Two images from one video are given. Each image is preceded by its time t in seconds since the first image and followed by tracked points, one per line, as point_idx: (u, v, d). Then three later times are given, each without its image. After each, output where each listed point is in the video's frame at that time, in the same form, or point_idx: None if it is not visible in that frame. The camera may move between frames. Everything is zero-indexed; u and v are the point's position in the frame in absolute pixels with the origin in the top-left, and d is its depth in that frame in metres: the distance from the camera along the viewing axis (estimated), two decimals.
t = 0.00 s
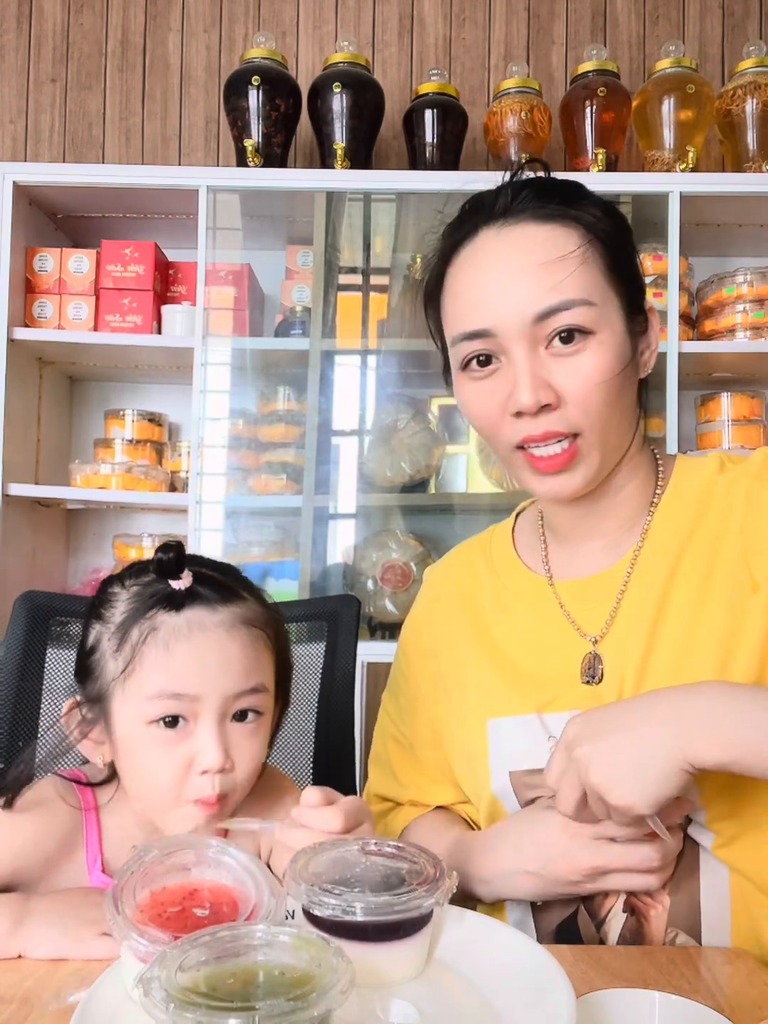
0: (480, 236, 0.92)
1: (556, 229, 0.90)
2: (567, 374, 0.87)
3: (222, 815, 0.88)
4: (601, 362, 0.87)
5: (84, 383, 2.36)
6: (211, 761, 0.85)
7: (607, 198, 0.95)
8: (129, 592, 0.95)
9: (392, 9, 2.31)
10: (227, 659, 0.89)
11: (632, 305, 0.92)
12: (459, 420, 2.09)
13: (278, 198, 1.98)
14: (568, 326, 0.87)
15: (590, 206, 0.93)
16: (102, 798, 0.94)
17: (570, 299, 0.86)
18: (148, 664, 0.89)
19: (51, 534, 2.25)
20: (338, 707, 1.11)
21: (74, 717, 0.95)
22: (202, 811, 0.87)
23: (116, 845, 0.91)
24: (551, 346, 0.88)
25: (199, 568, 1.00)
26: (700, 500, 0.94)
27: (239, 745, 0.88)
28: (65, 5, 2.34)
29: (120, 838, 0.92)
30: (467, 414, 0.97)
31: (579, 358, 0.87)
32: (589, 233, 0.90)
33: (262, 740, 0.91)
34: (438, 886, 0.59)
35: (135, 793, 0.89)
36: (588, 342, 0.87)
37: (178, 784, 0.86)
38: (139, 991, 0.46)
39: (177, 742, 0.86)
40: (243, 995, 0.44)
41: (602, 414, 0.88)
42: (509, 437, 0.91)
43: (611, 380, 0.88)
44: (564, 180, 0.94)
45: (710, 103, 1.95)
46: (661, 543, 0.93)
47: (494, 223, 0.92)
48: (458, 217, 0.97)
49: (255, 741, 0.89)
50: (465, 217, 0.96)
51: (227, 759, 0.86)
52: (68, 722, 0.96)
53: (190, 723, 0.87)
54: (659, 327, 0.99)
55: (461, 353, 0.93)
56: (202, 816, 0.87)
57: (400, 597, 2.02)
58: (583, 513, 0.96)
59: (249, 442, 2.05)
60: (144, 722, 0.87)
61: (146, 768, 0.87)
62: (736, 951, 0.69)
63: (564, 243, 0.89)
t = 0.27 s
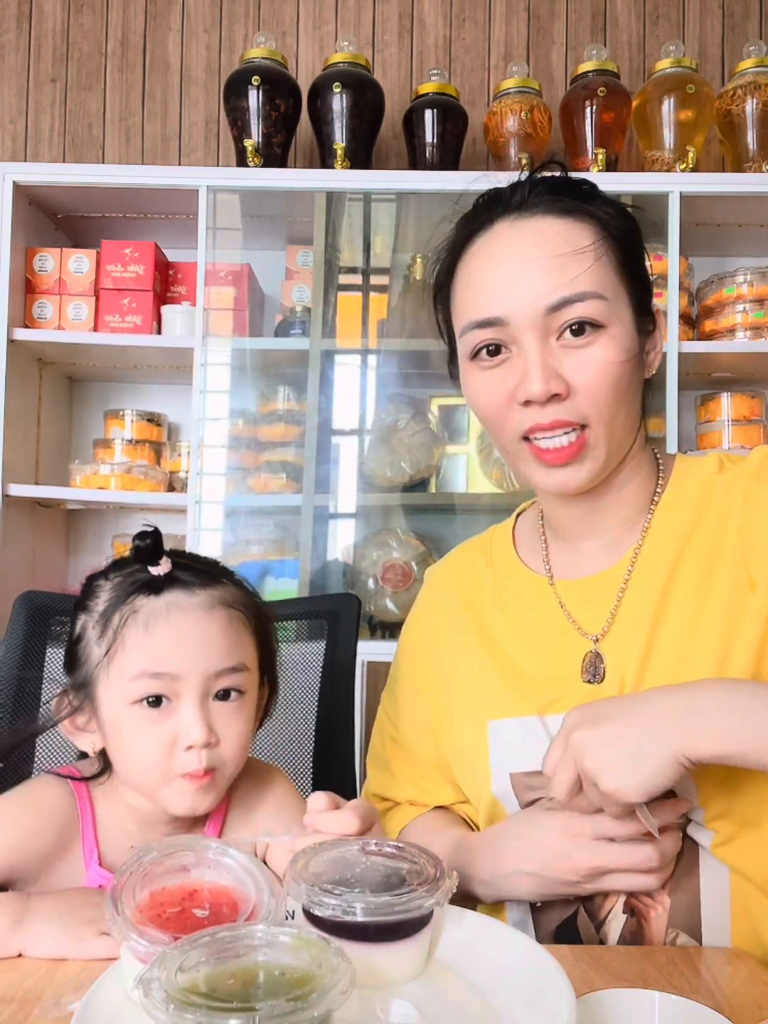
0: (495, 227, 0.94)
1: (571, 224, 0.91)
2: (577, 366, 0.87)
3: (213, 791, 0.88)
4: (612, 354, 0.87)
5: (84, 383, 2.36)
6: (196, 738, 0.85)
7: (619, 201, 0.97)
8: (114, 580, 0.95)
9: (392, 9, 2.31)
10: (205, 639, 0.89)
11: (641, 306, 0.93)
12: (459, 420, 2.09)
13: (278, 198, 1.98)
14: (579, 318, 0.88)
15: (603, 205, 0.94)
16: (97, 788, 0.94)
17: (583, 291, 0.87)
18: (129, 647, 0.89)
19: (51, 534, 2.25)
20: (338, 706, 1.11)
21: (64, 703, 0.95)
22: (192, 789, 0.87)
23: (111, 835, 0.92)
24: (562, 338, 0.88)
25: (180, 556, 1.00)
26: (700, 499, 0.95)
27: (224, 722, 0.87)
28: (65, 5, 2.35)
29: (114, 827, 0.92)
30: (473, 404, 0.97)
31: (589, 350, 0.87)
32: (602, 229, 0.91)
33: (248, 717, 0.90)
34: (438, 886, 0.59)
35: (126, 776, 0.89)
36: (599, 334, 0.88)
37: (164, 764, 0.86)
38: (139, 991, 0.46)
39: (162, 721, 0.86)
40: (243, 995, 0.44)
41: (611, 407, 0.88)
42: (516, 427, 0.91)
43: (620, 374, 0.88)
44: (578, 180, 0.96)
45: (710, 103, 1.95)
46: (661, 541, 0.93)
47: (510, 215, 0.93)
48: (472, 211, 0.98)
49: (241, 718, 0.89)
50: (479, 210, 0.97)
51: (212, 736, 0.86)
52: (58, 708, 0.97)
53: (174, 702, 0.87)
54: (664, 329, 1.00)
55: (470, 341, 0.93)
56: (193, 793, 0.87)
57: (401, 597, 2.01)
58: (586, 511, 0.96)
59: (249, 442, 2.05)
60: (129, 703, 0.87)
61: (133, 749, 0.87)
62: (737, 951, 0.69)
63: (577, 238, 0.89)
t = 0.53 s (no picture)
0: (500, 225, 0.94)
1: (577, 222, 0.91)
2: (581, 364, 0.87)
3: (205, 780, 0.87)
4: (616, 354, 0.87)
5: (84, 383, 2.36)
6: (188, 724, 0.85)
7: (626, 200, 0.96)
8: (101, 578, 0.96)
9: (392, 9, 2.31)
10: (194, 628, 0.89)
11: (644, 306, 0.93)
12: (459, 419, 2.09)
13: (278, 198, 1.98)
14: (583, 317, 0.88)
15: (608, 203, 0.94)
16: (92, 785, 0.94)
17: (588, 290, 0.87)
18: (118, 639, 0.89)
19: (51, 534, 2.24)
20: (338, 706, 1.11)
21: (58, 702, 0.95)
22: (185, 778, 0.86)
23: (109, 832, 0.92)
24: (566, 336, 0.88)
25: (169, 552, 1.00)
26: (701, 499, 0.95)
27: (215, 709, 0.87)
28: (65, 5, 2.35)
29: (112, 824, 0.92)
30: (476, 402, 0.97)
31: (593, 349, 0.87)
32: (608, 228, 0.91)
33: (240, 705, 0.90)
34: (438, 886, 0.59)
35: (120, 769, 0.88)
36: (603, 334, 0.88)
37: (154, 753, 0.86)
38: (139, 991, 0.46)
39: (153, 710, 0.86)
40: (243, 996, 0.44)
41: (614, 406, 0.88)
42: (518, 425, 0.91)
43: (624, 373, 0.88)
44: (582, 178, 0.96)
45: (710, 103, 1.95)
46: (662, 541, 0.93)
47: (516, 214, 0.93)
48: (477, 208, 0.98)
49: (232, 705, 0.89)
50: (483, 209, 0.97)
51: (203, 723, 0.86)
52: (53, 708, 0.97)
53: (165, 691, 0.87)
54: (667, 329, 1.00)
55: (474, 338, 0.93)
56: (186, 782, 0.86)
57: (401, 597, 2.01)
58: (588, 510, 0.96)
59: (249, 442, 2.05)
60: (120, 695, 0.87)
61: (127, 740, 0.86)
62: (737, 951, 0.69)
63: (582, 237, 0.90)
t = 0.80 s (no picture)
0: (500, 224, 0.94)
1: (578, 222, 0.91)
2: (582, 364, 0.87)
3: (198, 775, 0.87)
4: (617, 354, 0.87)
5: (84, 383, 2.36)
6: (181, 718, 0.85)
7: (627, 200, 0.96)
8: (97, 573, 0.96)
9: (392, 9, 2.31)
10: (188, 622, 0.89)
11: (645, 306, 0.93)
12: (458, 420, 2.09)
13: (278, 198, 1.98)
14: (585, 317, 0.88)
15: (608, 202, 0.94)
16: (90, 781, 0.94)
17: (590, 290, 0.87)
18: (113, 633, 0.89)
19: (50, 534, 2.24)
20: (339, 706, 1.11)
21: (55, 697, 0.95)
22: (178, 771, 0.86)
23: (108, 829, 0.92)
24: (567, 336, 0.88)
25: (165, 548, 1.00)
26: (703, 500, 0.95)
27: (209, 703, 0.87)
28: (65, 5, 2.35)
29: (111, 821, 0.92)
30: (477, 401, 0.97)
31: (594, 349, 0.87)
32: (609, 227, 0.91)
33: (234, 700, 0.90)
34: (438, 886, 0.59)
35: (115, 764, 0.89)
36: (604, 333, 0.87)
37: (148, 745, 0.86)
38: (139, 991, 0.46)
39: (147, 703, 0.86)
40: (243, 996, 0.44)
41: (614, 406, 0.88)
42: (518, 425, 0.91)
43: (624, 374, 0.88)
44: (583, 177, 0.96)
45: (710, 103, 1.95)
46: (663, 541, 0.93)
47: (517, 213, 0.93)
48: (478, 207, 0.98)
49: (226, 700, 0.88)
50: (484, 208, 0.97)
51: (197, 717, 0.86)
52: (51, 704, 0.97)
53: (159, 684, 0.87)
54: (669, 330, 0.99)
55: (475, 338, 0.93)
56: (178, 775, 0.87)
57: (401, 597, 2.01)
58: (589, 511, 0.96)
59: (249, 442, 2.05)
60: (115, 688, 0.87)
61: (121, 733, 0.86)
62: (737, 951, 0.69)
63: (583, 236, 0.90)
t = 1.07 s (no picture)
0: (499, 225, 0.94)
1: (577, 223, 0.91)
2: (581, 366, 0.87)
3: (192, 770, 0.87)
4: (616, 356, 0.87)
5: (84, 383, 2.36)
6: (178, 715, 0.85)
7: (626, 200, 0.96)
8: (98, 570, 0.96)
9: (392, 9, 2.31)
10: (188, 621, 0.89)
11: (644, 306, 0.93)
12: (458, 420, 2.09)
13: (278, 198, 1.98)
14: (584, 319, 0.88)
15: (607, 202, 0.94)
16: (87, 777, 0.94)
17: (589, 291, 0.87)
18: (113, 628, 0.89)
19: (50, 534, 2.25)
20: (339, 706, 1.11)
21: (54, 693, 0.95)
22: (173, 769, 0.86)
23: (106, 824, 0.92)
24: (567, 338, 0.88)
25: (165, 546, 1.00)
26: (702, 500, 0.95)
27: (207, 701, 0.87)
28: (65, 5, 2.35)
29: (109, 817, 0.92)
30: (477, 404, 0.97)
31: (594, 350, 0.87)
32: (608, 228, 0.92)
33: (232, 698, 0.89)
34: (438, 886, 0.59)
35: (112, 760, 0.88)
36: (603, 334, 0.87)
37: (144, 742, 0.86)
38: (139, 991, 0.46)
39: (145, 700, 0.86)
40: (243, 996, 0.44)
41: (614, 407, 0.88)
42: (517, 427, 0.91)
43: (624, 375, 0.88)
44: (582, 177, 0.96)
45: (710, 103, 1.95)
46: (663, 541, 0.93)
47: (516, 214, 0.94)
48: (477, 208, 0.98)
49: (224, 698, 0.88)
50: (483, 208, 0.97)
51: (193, 715, 0.85)
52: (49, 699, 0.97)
53: (157, 682, 0.87)
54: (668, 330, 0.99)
55: (474, 340, 0.93)
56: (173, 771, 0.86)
57: (402, 597, 2.01)
58: (588, 511, 0.96)
59: (249, 442, 2.05)
60: (114, 684, 0.87)
61: (119, 729, 0.86)
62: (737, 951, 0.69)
63: (582, 237, 0.90)
